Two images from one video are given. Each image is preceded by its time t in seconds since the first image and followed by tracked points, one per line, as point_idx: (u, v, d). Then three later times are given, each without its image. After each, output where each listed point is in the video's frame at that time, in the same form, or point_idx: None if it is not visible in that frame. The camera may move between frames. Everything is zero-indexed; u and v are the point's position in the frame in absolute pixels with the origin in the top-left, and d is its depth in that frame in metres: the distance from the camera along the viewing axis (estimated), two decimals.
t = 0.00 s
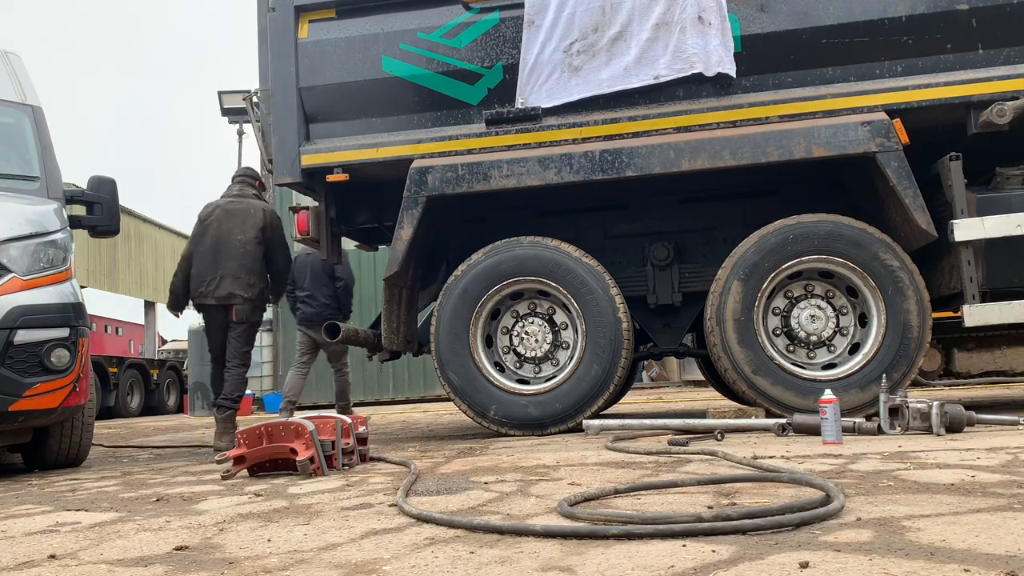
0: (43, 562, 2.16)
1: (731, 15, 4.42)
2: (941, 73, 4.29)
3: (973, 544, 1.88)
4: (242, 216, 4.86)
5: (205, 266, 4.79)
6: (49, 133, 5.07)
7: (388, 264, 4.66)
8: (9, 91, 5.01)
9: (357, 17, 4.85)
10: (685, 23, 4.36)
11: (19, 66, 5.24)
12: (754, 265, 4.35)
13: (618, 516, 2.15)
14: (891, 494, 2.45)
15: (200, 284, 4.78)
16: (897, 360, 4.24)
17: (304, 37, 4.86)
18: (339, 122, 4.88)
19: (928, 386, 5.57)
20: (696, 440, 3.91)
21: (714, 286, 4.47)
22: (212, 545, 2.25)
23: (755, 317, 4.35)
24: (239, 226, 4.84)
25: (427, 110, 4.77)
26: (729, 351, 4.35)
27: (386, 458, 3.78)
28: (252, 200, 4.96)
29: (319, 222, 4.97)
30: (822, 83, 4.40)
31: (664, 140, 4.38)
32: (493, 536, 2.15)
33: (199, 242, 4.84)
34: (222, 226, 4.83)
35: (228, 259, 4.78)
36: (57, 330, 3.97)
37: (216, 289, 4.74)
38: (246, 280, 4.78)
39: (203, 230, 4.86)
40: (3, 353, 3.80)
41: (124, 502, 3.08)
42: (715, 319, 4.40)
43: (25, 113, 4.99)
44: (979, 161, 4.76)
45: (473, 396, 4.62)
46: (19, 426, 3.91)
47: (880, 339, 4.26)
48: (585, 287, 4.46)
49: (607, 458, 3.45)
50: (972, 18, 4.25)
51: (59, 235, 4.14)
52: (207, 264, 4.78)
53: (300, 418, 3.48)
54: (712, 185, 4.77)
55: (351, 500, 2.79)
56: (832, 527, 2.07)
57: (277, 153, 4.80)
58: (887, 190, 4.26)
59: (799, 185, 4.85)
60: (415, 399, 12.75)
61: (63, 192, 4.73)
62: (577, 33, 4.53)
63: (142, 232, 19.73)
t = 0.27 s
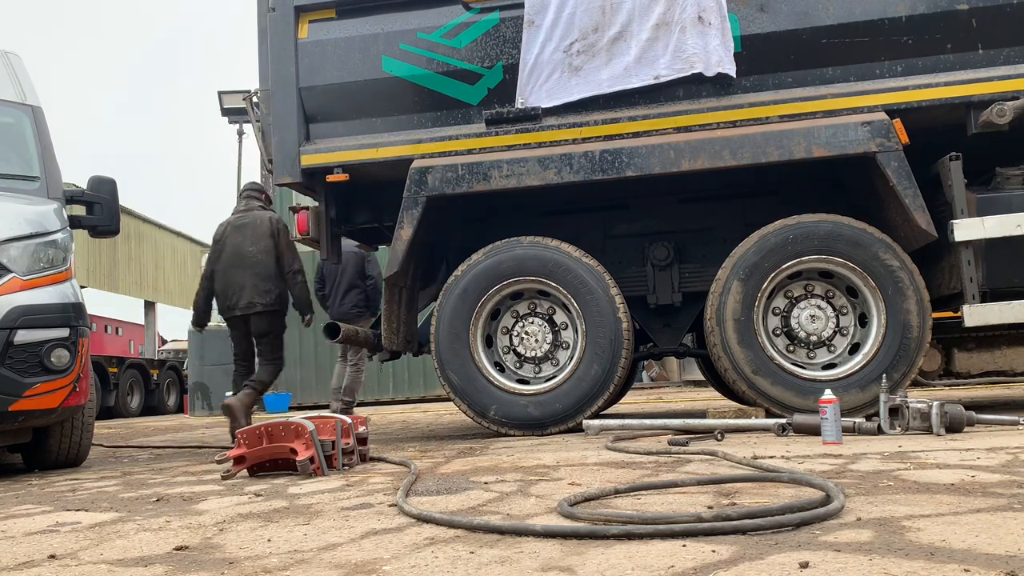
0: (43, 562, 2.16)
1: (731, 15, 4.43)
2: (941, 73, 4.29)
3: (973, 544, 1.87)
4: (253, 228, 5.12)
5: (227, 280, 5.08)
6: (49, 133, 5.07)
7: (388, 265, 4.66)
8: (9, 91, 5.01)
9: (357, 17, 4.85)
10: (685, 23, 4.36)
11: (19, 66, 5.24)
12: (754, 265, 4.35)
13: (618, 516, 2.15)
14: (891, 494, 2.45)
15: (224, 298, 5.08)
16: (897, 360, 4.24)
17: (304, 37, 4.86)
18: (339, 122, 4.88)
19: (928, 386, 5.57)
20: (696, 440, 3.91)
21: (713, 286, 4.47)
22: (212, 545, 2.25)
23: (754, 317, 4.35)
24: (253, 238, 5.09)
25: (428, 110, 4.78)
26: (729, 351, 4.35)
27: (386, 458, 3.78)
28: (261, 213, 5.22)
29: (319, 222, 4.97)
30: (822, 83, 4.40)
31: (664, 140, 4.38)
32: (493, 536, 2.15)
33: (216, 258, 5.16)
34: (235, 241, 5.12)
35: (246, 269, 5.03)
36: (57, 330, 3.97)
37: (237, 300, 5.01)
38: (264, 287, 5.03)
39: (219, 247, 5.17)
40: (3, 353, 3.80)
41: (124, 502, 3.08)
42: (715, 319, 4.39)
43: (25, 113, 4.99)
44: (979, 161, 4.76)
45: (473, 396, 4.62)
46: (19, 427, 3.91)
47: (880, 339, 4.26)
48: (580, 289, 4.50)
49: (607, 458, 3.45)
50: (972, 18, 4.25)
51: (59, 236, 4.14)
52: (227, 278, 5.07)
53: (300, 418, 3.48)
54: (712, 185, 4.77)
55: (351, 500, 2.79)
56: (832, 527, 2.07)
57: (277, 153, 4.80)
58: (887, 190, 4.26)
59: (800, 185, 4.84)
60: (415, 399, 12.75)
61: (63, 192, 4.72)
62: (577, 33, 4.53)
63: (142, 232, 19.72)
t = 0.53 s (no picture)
0: (43, 562, 2.16)
1: (731, 15, 4.43)
2: (941, 73, 4.29)
3: (973, 544, 1.88)
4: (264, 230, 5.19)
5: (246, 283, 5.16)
6: (49, 133, 5.07)
7: (388, 265, 4.66)
8: (9, 91, 5.00)
9: (357, 17, 4.85)
10: (685, 23, 4.35)
11: (19, 66, 5.24)
12: (754, 265, 4.35)
13: (618, 516, 2.15)
14: (891, 495, 2.45)
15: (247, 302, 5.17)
16: (897, 360, 4.24)
17: (304, 37, 4.86)
18: (340, 122, 4.88)
19: (928, 386, 5.57)
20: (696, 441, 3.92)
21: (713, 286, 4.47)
22: (212, 545, 2.25)
23: (754, 318, 4.35)
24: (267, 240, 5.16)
25: (427, 110, 4.78)
26: (730, 352, 4.35)
27: (387, 458, 3.78)
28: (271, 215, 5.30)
29: (319, 222, 4.97)
30: (822, 83, 4.40)
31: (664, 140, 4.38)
32: (493, 536, 2.15)
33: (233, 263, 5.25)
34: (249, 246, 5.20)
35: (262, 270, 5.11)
36: (57, 330, 3.97)
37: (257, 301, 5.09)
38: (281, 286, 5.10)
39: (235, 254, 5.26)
40: (3, 353, 3.80)
41: (124, 502, 3.08)
42: (715, 319, 4.39)
43: (25, 113, 4.99)
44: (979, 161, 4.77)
45: (473, 396, 4.62)
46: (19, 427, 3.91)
47: (880, 339, 4.26)
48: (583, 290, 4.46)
49: (607, 458, 3.45)
50: (972, 18, 4.25)
51: (60, 236, 4.14)
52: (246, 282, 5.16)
53: (300, 418, 3.48)
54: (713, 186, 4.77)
55: (351, 500, 2.79)
56: (832, 527, 2.07)
57: (277, 153, 4.80)
58: (887, 190, 4.26)
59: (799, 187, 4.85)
60: (415, 399, 12.75)
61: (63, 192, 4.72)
62: (577, 33, 4.51)
63: (141, 232, 19.71)
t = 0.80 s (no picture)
0: (43, 562, 2.16)
1: (731, 15, 4.42)
2: (941, 73, 4.29)
3: (973, 544, 1.88)
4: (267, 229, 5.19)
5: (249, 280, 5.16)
6: (49, 133, 5.07)
7: (388, 266, 4.67)
8: (9, 91, 5.00)
9: (357, 17, 4.85)
10: (685, 23, 4.36)
11: (19, 66, 5.24)
12: (754, 265, 4.35)
13: (618, 517, 2.15)
14: (891, 494, 2.45)
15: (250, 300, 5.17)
16: (897, 360, 4.24)
17: (304, 37, 4.86)
18: (340, 122, 4.88)
19: (928, 386, 5.57)
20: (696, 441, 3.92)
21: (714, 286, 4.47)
22: (212, 545, 2.25)
23: (754, 318, 4.35)
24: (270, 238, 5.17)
25: (427, 110, 4.78)
26: (730, 352, 4.35)
27: (387, 458, 3.78)
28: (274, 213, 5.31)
29: (319, 222, 4.97)
30: (822, 83, 4.40)
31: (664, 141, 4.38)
32: (493, 536, 2.15)
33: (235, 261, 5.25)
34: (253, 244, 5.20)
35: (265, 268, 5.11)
36: (57, 330, 3.97)
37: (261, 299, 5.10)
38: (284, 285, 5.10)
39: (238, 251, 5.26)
40: (3, 353, 3.80)
41: (124, 502, 3.08)
42: (714, 319, 4.39)
43: (25, 113, 4.99)
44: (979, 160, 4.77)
45: (474, 396, 4.61)
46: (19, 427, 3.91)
47: (880, 339, 4.26)
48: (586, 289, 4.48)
49: (607, 458, 3.45)
50: (972, 18, 4.25)
51: (60, 236, 4.14)
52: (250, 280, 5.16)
53: (300, 418, 3.48)
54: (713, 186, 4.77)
55: (351, 500, 2.79)
56: (832, 527, 2.07)
57: (277, 153, 4.80)
58: (887, 190, 4.26)
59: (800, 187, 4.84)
60: (415, 399, 12.74)
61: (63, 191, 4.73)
62: (577, 33, 4.52)
63: (141, 231, 19.71)
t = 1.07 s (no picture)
0: (43, 562, 2.16)
1: (731, 15, 4.42)
2: (941, 73, 4.29)
3: (973, 544, 1.88)
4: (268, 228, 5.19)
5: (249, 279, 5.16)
6: (49, 133, 5.07)
7: (388, 265, 4.67)
8: (9, 91, 5.00)
9: (357, 17, 4.85)
10: (685, 23, 4.36)
11: (19, 66, 5.24)
12: (754, 265, 4.35)
13: (618, 517, 2.15)
14: (891, 494, 2.45)
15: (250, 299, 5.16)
16: (897, 360, 4.24)
17: (304, 37, 4.86)
18: (340, 122, 4.88)
19: (928, 386, 5.57)
20: (695, 441, 3.92)
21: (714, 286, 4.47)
22: (212, 545, 2.25)
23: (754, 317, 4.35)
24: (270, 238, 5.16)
25: (427, 110, 4.78)
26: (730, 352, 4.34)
27: (387, 458, 3.78)
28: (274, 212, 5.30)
29: (319, 222, 4.97)
30: (822, 83, 4.40)
31: (665, 141, 4.38)
32: (493, 536, 2.15)
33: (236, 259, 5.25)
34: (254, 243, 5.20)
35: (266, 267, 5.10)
36: (57, 330, 3.97)
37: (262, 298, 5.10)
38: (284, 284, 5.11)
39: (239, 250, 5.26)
40: (2, 353, 3.80)
41: (124, 502, 3.08)
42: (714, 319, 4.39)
43: (25, 113, 4.99)
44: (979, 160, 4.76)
45: (473, 396, 4.62)
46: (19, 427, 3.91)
47: (880, 339, 4.26)
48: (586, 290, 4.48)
49: (607, 458, 3.45)
50: (972, 18, 4.25)
51: (60, 236, 4.14)
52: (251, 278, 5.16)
53: (300, 418, 3.48)
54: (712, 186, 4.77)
55: (351, 500, 2.79)
56: (832, 527, 2.07)
57: (277, 153, 4.80)
58: (887, 190, 4.26)
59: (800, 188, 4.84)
60: (415, 399, 12.74)
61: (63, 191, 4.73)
62: (577, 33, 4.52)
63: (142, 231, 19.71)
